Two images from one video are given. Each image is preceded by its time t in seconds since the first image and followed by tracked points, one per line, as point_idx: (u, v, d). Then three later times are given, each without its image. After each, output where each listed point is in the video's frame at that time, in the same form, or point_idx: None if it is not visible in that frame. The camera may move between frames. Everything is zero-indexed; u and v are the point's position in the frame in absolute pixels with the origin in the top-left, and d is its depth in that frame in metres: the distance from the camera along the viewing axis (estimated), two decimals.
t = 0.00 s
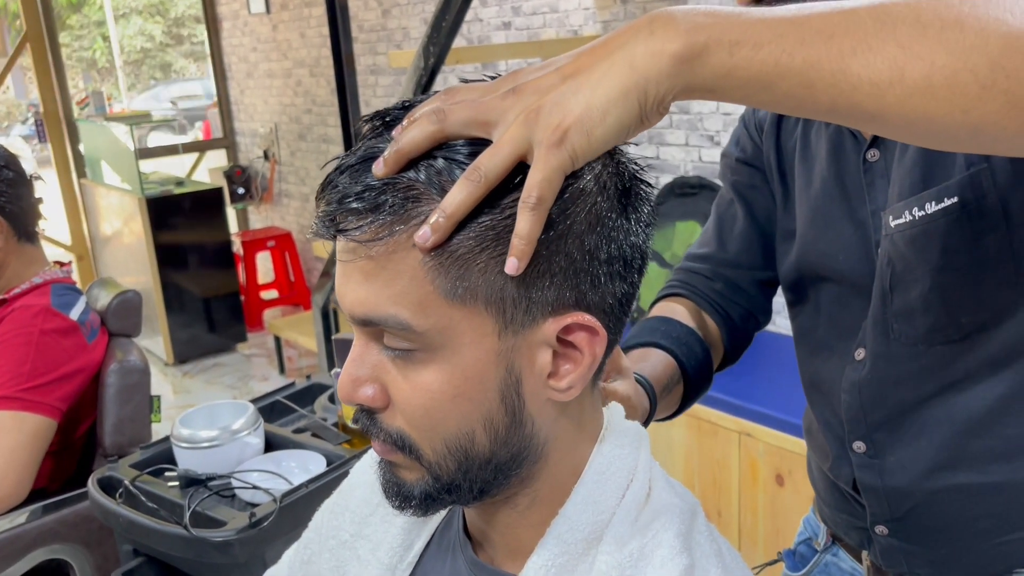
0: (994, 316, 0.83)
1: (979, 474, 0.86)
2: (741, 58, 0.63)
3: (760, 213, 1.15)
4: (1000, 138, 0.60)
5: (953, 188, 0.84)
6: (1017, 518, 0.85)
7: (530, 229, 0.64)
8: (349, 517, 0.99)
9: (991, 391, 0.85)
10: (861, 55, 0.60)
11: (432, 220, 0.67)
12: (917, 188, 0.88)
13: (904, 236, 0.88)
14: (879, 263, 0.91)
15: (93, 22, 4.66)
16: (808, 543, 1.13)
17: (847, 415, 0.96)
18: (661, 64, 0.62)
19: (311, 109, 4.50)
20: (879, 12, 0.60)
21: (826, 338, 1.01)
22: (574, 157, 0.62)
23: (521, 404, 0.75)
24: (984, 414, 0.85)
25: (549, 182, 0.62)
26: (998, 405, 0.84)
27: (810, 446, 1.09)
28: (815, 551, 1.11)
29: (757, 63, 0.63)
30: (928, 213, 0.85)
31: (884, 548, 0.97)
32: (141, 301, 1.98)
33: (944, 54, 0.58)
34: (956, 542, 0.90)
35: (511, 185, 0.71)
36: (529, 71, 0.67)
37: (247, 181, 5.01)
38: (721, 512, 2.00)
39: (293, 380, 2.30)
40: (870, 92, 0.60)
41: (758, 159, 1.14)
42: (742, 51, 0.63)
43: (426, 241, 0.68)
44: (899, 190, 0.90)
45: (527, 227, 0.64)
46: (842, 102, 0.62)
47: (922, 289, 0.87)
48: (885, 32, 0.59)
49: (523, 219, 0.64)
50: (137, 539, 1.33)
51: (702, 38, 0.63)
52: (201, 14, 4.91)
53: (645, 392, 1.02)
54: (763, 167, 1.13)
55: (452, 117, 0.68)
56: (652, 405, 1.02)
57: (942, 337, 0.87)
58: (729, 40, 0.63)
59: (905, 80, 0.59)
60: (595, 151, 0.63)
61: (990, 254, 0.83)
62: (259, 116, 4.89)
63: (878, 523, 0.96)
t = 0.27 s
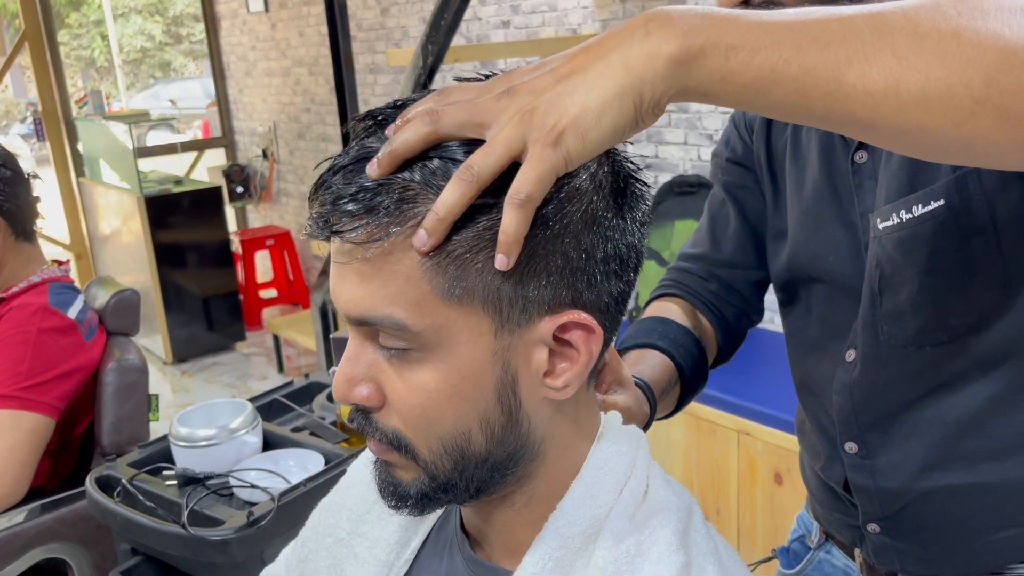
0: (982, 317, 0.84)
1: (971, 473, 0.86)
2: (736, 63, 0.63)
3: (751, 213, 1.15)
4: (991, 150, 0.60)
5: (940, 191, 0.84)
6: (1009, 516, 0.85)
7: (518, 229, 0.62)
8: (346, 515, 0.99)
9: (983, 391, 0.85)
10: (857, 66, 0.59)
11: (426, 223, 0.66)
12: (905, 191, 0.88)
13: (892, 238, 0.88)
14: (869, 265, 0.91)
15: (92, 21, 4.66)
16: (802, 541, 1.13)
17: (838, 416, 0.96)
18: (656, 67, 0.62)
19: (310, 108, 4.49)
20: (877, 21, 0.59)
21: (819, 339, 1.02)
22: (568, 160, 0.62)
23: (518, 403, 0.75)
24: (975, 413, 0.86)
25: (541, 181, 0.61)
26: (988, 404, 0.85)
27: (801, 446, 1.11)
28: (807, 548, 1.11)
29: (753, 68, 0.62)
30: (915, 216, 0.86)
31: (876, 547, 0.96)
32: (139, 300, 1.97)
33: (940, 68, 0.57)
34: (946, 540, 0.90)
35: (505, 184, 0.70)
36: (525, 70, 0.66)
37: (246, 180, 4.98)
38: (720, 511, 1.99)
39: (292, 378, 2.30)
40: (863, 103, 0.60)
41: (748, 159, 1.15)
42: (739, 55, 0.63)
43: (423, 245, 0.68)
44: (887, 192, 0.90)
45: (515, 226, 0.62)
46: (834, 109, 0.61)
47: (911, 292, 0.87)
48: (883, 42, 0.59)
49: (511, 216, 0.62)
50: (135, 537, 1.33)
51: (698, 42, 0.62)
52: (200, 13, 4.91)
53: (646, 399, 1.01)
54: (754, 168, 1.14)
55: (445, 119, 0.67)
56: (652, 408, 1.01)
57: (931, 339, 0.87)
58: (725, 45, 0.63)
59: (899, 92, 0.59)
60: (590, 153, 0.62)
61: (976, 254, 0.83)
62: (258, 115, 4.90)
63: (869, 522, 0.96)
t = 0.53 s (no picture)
0: (969, 318, 0.83)
1: (960, 471, 0.86)
2: (728, 71, 0.62)
3: (740, 214, 1.16)
4: (978, 161, 0.59)
5: (925, 193, 0.84)
6: (999, 514, 0.85)
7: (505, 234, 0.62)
8: (344, 514, 0.99)
9: (972, 391, 0.85)
10: (848, 75, 0.59)
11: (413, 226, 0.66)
12: (891, 191, 0.88)
13: (879, 239, 0.88)
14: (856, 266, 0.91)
15: (91, 21, 4.63)
16: (790, 538, 1.14)
17: (828, 416, 0.97)
18: (648, 74, 0.61)
19: (309, 107, 4.50)
20: (868, 30, 0.59)
21: (809, 339, 1.02)
22: (557, 165, 0.61)
23: (513, 401, 0.75)
24: (964, 411, 0.85)
25: (529, 187, 0.61)
26: (975, 403, 0.85)
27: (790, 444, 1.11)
28: (796, 546, 1.12)
29: (744, 77, 0.61)
30: (901, 218, 0.85)
31: (865, 544, 0.96)
32: (139, 298, 1.97)
33: (930, 78, 0.57)
34: (935, 537, 0.90)
35: (496, 185, 0.70)
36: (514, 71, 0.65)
37: (245, 179, 4.93)
38: (719, 510, 1.99)
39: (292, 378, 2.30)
40: (854, 112, 0.59)
41: (737, 159, 1.16)
42: (730, 64, 0.62)
43: (409, 247, 0.68)
44: (872, 193, 0.90)
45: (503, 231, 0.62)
46: (825, 119, 0.61)
47: (898, 293, 0.87)
48: (873, 52, 0.58)
49: (500, 223, 0.62)
50: (133, 536, 1.33)
51: (688, 50, 0.61)
52: (199, 12, 4.91)
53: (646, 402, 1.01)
54: (741, 169, 1.15)
55: (434, 120, 0.66)
56: (651, 410, 1.01)
57: (919, 339, 0.86)
58: (716, 52, 0.62)
59: (889, 102, 0.58)
60: (577, 159, 0.62)
61: (965, 255, 0.82)
62: (257, 114, 4.91)
63: (859, 519, 0.96)
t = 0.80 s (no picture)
0: (950, 318, 0.84)
1: (938, 469, 0.88)
2: (714, 78, 0.61)
3: (725, 214, 1.17)
4: (958, 166, 0.59)
5: (906, 193, 0.84)
6: (977, 510, 0.86)
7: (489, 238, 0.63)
8: (343, 512, 0.99)
9: (956, 387, 0.86)
10: (832, 82, 0.59)
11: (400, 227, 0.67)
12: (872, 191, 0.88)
13: (862, 239, 0.88)
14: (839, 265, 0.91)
15: (91, 20, 4.61)
16: (775, 533, 1.14)
17: (811, 414, 0.98)
18: (634, 79, 0.61)
19: (309, 106, 4.53)
20: (852, 37, 0.59)
21: (791, 337, 1.03)
22: (542, 169, 0.61)
23: (507, 398, 0.75)
24: (946, 408, 0.87)
25: (515, 191, 0.61)
26: (957, 400, 0.86)
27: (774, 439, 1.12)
28: (781, 539, 1.12)
29: (730, 83, 0.61)
30: (883, 218, 0.86)
31: (847, 539, 0.98)
32: (139, 298, 1.98)
33: (912, 86, 0.57)
34: (918, 533, 0.91)
35: (486, 187, 0.70)
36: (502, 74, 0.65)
37: (244, 178, 4.93)
38: (718, 509, 1.99)
39: (292, 377, 2.30)
40: (838, 119, 0.59)
41: (722, 158, 1.16)
42: (716, 70, 0.61)
43: (394, 248, 0.68)
44: (854, 193, 0.91)
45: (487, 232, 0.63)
46: (809, 126, 0.61)
47: (880, 292, 0.87)
48: (856, 59, 0.58)
49: (485, 225, 0.62)
50: (132, 535, 1.33)
51: (673, 57, 0.61)
52: (199, 12, 4.96)
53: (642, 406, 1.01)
54: (727, 168, 1.16)
55: (423, 124, 0.66)
56: (645, 411, 1.02)
57: (899, 339, 0.87)
58: (702, 59, 0.61)
59: (872, 110, 0.58)
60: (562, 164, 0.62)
61: (944, 252, 0.82)
62: (257, 113, 4.94)
63: (841, 515, 0.97)
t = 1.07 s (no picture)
0: (937, 318, 0.84)
1: (925, 467, 0.89)
2: (711, 95, 0.61)
3: (713, 219, 1.19)
4: (935, 180, 0.60)
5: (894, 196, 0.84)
6: (963, 507, 0.87)
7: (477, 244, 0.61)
8: (344, 511, 1.00)
9: (944, 387, 0.86)
10: (825, 101, 0.59)
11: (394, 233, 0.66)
12: (861, 194, 0.89)
13: (850, 242, 0.89)
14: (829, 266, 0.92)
15: (91, 20, 4.46)
16: (760, 529, 1.15)
17: (799, 414, 0.98)
18: (631, 95, 0.61)
19: (309, 105, 4.56)
20: (846, 56, 0.60)
21: (783, 338, 1.03)
22: (536, 181, 0.61)
23: (505, 396, 0.75)
24: (933, 407, 0.88)
25: (507, 200, 0.60)
26: (945, 398, 0.86)
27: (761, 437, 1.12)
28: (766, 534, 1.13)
29: (726, 102, 0.61)
30: (873, 220, 0.86)
31: (834, 535, 0.98)
32: (139, 297, 1.98)
33: (903, 106, 0.58)
34: (905, 530, 0.91)
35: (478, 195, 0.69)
36: (498, 81, 0.64)
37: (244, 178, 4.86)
38: (718, 507, 2.00)
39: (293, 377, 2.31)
40: (830, 138, 0.60)
41: (708, 163, 1.18)
42: (713, 88, 0.61)
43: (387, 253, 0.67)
44: (843, 197, 0.91)
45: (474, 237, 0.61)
46: (801, 144, 0.61)
47: (869, 293, 0.88)
48: (849, 79, 0.59)
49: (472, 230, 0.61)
50: (132, 534, 1.33)
51: (671, 72, 0.61)
52: (199, 12, 5.02)
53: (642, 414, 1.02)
54: (713, 173, 1.18)
55: (419, 134, 0.65)
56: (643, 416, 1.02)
57: (888, 339, 0.87)
58: (700, 76, 0.61)
59: (864, 129, 0.59)
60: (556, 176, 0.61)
61: (931, 254, 0.83)
62: (256, 113, 4.97)
63: (829, 511, 0.97)
